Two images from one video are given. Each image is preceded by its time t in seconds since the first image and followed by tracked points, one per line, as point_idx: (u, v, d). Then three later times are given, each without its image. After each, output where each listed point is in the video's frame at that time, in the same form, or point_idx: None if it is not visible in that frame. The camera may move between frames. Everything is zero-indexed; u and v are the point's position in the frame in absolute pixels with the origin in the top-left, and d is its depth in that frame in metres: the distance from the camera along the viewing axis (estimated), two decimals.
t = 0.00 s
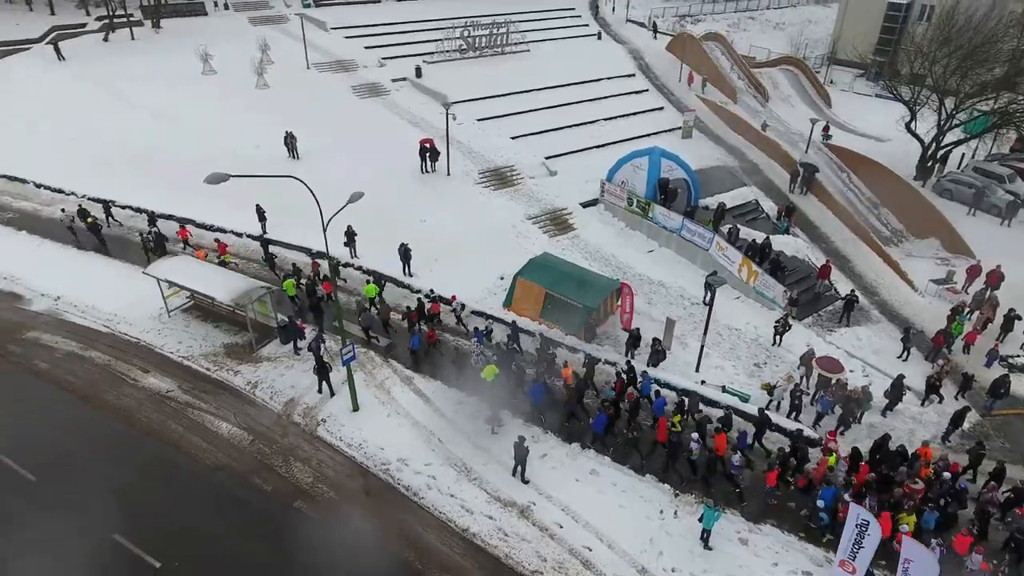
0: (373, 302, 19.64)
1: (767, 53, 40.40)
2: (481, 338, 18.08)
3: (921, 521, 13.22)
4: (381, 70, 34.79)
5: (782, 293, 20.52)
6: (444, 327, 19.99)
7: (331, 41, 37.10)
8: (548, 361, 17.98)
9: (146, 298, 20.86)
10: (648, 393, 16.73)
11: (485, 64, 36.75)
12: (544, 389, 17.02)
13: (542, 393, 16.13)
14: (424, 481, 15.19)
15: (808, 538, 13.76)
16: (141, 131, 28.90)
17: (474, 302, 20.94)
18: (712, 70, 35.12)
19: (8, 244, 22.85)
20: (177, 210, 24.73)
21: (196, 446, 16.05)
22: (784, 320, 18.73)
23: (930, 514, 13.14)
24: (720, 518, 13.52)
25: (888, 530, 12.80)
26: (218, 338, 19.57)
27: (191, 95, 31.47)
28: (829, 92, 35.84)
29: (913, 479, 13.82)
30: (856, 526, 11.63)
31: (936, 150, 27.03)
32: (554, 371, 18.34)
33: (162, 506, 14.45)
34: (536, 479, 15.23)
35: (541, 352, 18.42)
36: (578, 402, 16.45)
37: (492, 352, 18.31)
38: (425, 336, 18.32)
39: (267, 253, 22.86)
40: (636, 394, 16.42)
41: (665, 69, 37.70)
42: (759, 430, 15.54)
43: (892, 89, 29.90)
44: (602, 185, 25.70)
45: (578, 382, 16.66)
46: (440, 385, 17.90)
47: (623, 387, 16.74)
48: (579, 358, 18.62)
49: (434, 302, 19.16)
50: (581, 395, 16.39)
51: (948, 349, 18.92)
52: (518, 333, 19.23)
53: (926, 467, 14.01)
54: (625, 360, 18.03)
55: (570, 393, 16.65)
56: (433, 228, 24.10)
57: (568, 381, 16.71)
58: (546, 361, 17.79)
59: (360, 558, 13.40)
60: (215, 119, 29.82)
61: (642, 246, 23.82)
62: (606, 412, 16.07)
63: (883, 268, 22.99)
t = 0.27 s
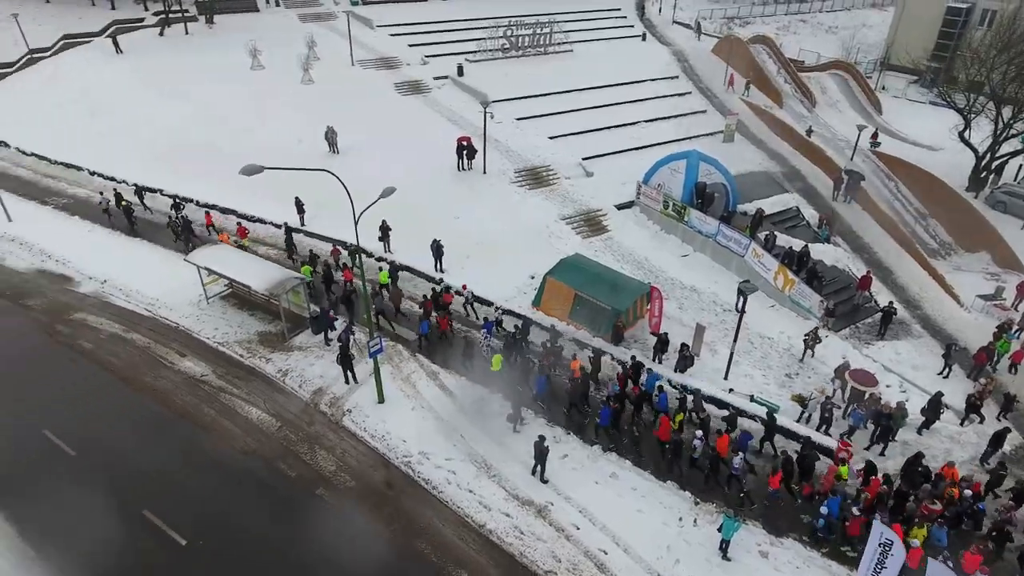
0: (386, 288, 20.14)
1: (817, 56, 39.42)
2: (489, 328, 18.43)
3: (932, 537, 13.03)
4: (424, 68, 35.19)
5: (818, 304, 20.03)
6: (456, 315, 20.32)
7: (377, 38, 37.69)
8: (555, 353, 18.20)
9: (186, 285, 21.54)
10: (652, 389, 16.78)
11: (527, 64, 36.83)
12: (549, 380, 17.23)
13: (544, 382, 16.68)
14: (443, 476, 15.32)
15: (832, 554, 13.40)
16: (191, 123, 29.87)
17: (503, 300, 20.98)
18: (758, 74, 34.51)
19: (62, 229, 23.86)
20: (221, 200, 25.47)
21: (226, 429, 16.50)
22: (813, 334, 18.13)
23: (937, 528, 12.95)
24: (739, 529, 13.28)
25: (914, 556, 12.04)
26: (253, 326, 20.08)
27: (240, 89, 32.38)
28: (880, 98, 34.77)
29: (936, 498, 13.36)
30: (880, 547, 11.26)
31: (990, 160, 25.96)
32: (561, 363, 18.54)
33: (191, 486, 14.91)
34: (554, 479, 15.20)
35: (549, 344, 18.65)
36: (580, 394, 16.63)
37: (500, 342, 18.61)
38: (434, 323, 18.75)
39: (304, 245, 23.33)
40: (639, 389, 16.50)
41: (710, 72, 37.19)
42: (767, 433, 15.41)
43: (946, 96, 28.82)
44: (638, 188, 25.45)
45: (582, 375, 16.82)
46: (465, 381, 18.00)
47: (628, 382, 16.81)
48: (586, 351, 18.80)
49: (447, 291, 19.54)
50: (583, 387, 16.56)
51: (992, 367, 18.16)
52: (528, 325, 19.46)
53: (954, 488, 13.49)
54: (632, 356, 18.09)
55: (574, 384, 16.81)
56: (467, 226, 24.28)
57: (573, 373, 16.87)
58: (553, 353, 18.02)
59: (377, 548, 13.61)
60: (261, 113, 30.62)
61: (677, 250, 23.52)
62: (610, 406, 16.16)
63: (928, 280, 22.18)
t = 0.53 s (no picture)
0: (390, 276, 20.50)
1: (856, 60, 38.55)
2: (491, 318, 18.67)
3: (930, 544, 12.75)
4: (455, 67, 35.41)
5: (844, 312, 19.60)
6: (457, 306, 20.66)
7: (410, 37, 38.03)
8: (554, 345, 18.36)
9: (213, 276, 22.04)
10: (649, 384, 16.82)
11: (558, 64, 36.78)
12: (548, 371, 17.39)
13: (545, 373, 16.47)
14: (455, 472, 15.40)
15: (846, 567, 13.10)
16: (226, 118, 30.55)
17: (523, 299, 20.98)
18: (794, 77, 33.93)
19: (98, 218, 24.64)
20: (250, 194, 25.99)
21: (245, 418, 16.83)
22: (831, 344, 17.84)
23: (936, 535, 12.66)
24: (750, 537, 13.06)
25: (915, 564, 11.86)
26: (277, 318, 20.45)
27: (274, 85, 32.99)
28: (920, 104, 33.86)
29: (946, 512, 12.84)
30: (892, 563, 10.95)
31: None
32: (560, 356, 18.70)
33: (209, 472, 15.23)
34: (565, 479, 15.17)
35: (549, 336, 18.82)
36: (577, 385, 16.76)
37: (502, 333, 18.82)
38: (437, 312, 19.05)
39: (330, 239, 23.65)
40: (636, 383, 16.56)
41: (744, 75, 36.68)
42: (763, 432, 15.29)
43: (989, 102, 27.93)
44: (664, 190, 25.21)
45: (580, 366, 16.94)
46: (481, 379, 18.06)
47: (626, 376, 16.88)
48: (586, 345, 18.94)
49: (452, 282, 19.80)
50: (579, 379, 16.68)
51: None
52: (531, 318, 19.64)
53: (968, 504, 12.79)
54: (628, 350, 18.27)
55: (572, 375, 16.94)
56: (490, 224, 24.37)
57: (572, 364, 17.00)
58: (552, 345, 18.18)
59: (387, 541, 13.75)
60: (293, 109, 31.17)
61: (701, 254, 23.25)
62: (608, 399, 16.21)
63: (961, 291, 21.54)
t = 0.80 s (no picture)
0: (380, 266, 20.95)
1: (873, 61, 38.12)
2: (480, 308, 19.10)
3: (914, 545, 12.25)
4: (468, 66, 35.49)
5: (852, 315, 19.39)
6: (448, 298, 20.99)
7: (423, 36, 38.19)
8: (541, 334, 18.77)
9: (222, 271, 22.29)
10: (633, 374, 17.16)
11: (571, 63, 36.74)
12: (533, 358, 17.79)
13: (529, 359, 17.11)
14: (454, 469, 15.45)
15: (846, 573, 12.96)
16: (239, 115, 30.88)
17: (528, 298, 20.99)
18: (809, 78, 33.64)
19: (112, 213, 25.03)
20: (261, 190, 26.25)
21: (250, 413, 17.00)
22: (834, 348, 17.55)
23: (919, 534, 12.24)
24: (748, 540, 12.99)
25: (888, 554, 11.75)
26: (283, 313, 20.64)
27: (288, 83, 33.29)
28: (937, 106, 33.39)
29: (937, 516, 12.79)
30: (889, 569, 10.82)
31: None
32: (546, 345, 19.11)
33: (213, 466, 15.40)
34: (563, 478, 15.16)
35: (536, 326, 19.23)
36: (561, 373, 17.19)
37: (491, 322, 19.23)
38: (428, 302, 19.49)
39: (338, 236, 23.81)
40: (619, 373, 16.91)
41: (758, 76, 36.43)
42: (746, 426, 15.48)
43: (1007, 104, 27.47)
44: (673, 191, 25.09)
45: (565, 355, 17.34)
46: (484, 377, 18.10)
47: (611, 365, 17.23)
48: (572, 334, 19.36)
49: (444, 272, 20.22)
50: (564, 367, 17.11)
51: None
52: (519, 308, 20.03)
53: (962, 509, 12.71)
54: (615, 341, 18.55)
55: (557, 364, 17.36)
56: (497, 223, 24.41)
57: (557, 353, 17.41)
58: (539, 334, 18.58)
59: (387, 537, 13.82)
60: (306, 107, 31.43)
61: (709, 255, 23.13)
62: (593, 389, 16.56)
63: (973, 297, 21.23)
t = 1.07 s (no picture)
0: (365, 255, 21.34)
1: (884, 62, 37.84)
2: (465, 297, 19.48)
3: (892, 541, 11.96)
4: (475, 65, 35.58)
5: (854, 318, 19.26)
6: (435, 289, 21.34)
7: (431, 36, 38.32)
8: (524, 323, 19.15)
9: (226, 269, 22.46)
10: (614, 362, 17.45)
11: (578, 63, 36.74)
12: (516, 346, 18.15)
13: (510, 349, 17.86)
14: (451, 467, 15.49)
15: None
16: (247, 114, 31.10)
17: (529, 297, 20.98)
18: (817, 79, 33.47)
19: (119, 211, 25.29)
20: (266, 188, 26.44)
21: (250, 409, 17.11)
22: (825, 354, 17.49)
23: (898, 531, 11.89)
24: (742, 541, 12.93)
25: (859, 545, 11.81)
26: (285, 311, 20.77)
27: (296, 82, 33.51)
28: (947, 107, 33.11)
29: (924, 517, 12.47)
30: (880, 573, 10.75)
31: None
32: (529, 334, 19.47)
33: (213, 462, 15.49)
34: (560, 478, 15.15)
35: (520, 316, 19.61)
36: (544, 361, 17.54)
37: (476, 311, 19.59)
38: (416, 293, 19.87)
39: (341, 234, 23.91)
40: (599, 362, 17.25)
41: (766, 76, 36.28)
42: (723, 416, 15.69)
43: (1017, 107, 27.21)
44: (677, 191, 25.01)
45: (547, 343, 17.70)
46: (483, 376, 18.12)
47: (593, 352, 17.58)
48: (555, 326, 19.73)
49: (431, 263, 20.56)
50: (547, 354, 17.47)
51: None
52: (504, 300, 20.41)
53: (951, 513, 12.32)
54: (591, 330, 18.95)
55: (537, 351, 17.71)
56: (500, 222, 24.45)
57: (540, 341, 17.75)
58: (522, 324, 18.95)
59: (383, 535, 13.85)
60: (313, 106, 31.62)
61: (711, 256, 23.04)
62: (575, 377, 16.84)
63: (978, 300, 21.01)
